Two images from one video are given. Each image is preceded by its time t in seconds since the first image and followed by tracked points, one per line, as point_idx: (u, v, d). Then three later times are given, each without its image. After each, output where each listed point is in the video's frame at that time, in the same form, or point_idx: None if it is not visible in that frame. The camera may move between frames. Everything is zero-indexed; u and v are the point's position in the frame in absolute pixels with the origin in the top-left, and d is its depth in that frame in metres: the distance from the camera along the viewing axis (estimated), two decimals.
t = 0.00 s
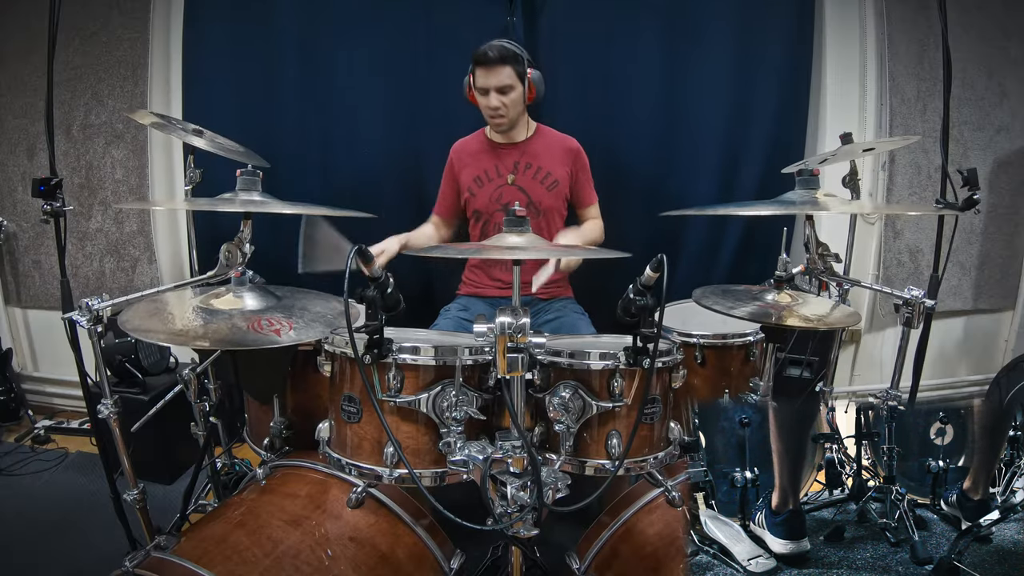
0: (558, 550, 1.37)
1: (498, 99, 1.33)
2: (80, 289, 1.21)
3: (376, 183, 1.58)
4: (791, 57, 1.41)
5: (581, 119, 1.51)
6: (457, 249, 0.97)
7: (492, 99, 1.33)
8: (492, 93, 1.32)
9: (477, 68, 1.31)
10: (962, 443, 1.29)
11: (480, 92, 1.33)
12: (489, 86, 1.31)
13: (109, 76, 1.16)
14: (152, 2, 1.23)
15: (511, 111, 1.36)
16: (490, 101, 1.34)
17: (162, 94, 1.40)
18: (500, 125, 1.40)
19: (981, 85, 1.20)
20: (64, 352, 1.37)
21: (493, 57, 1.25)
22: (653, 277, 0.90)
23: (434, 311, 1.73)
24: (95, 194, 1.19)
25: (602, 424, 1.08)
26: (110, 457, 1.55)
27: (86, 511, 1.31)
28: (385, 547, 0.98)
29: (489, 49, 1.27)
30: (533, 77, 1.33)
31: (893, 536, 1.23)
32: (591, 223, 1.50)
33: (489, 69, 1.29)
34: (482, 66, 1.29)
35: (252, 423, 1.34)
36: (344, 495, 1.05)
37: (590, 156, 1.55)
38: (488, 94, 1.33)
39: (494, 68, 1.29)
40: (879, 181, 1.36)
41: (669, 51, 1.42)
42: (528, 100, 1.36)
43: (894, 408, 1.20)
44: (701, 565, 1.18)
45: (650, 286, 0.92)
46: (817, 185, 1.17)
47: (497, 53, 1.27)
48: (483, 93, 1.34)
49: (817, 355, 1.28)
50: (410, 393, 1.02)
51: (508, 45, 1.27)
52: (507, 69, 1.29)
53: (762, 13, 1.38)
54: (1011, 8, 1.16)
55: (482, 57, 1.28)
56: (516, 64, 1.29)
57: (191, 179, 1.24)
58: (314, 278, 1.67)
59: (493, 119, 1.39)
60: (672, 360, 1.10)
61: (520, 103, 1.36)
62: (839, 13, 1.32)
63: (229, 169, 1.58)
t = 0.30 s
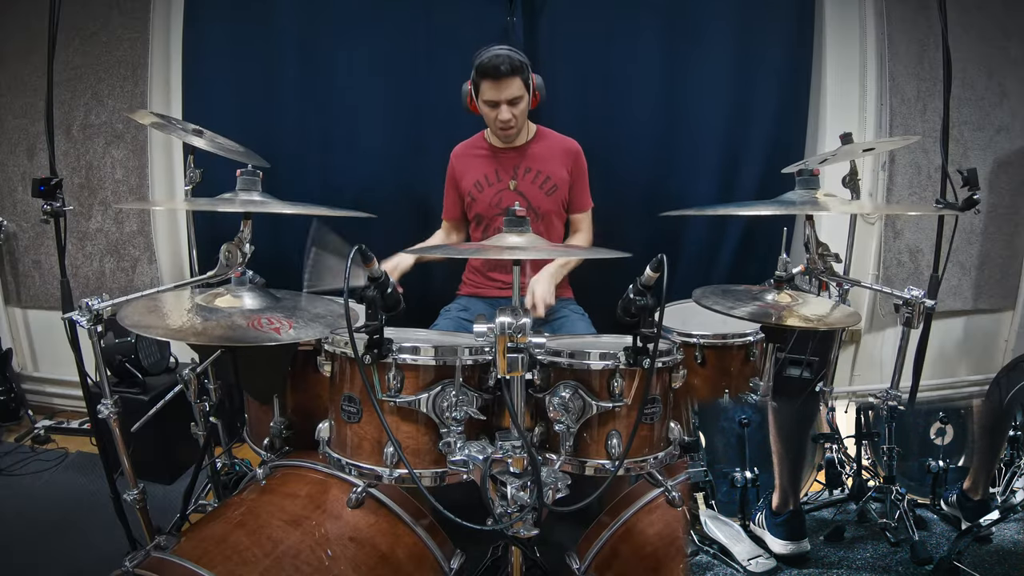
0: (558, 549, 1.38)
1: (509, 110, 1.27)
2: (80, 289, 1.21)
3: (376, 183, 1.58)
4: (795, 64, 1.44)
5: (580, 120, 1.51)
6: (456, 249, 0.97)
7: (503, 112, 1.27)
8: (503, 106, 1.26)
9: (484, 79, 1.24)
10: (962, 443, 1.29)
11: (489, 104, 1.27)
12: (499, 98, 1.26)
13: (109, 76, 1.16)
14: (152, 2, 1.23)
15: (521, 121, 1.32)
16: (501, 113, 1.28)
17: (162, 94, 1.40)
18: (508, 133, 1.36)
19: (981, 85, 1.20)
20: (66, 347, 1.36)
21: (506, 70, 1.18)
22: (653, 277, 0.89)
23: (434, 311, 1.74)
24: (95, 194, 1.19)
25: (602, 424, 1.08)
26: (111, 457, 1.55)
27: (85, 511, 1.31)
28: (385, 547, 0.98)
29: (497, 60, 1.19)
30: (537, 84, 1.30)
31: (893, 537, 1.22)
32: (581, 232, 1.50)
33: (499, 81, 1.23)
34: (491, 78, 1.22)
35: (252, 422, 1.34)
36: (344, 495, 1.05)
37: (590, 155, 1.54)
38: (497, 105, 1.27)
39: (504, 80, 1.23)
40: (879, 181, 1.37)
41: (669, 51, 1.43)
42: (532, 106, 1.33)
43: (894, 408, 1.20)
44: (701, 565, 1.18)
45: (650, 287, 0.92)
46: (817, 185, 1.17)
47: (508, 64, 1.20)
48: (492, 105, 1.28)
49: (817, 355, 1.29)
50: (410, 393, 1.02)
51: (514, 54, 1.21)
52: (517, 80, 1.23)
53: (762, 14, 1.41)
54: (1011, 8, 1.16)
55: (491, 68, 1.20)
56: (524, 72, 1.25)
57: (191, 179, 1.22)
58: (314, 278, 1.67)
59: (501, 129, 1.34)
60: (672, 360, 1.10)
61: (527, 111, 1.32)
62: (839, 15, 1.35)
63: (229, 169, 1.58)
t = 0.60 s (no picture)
0: (558, 549, 1.38)
1: (488, 90, 1.32)
2: (80, 290, 1.23)
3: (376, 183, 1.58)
4: (792, 62, 1.43)
5: (581, 121, 1.52)
6: (457, 249, 0.97)
7: (482, 90, 1.32)
8: (483, 84, 1.32)
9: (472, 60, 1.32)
10: (962, 444, 1.27)
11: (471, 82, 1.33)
12: (480, 78, 1.31)
13: (110, 76, 1.16)
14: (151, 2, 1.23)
15: (502, 105, 1.34)
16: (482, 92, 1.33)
17: (162, 94, 1.40)
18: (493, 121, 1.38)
19: (981, 85, 1.20)
20: (64, 352, 1.39)
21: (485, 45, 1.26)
22: (653, 277, 0.90)
23: (434, 311, 1.74)
24: (95, 194, 1.19)
25: (602, 424, 1.08)
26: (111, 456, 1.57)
27: (86, 511, 1.31)
28: (386, 547, 0.99)
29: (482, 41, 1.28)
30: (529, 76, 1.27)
31: (893, 537, 1.23)
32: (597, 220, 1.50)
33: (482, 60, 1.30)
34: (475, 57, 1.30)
35: (253, 423, 1.35)
36: (344, 495, 1.05)
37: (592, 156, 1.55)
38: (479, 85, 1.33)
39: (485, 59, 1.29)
40: (879, 181, 1.36)
41: (670, 48, 1.41)
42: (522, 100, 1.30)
43: (894, 408, 1.21)
44: (701, 565, 1.13)
45: (650, 286, 0.92)
46: (817, 186, 1.17)
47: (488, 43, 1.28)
48: (473, 84, 1.33)
49: (817, 356, 1.32)
50: (410, 393, 1.02)
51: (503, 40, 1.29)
52: (498, 61, 1.29)
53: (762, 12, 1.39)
54: (1011, 8, 1.16)
55: (477, 48, 1.29)
56: (510, 59, 1.30)
57: (191, 178, 1.23)
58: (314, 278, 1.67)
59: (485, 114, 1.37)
60: (672, 360, 1.10)
61: (512, 99, 1.34)
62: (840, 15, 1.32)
63: (229, 169, 1.59)
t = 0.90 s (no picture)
0: (558, 549, 1.38)
1: (475, 94, 1.34)
2: (80, 290, 1.22)
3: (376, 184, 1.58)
4: (792, 61, 1.38)
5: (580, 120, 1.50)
6: (457, 249, 0.98)
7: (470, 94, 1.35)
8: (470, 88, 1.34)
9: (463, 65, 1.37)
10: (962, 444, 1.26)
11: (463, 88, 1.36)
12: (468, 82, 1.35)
13: (110, 76, 1.16)
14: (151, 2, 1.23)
15: (489, 108, 1.34)
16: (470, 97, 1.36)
17: (162, 93, 1.40)
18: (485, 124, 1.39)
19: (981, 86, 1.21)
20: (64, 352, 1.39)
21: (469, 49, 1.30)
22: (653, 277, 0.92)
23: (434, 311, 1.74)
24: (95, 194, 1.19)
25: (602, 424, 1.08)
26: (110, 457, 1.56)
27: (86, 511, 1.31)
28: (386, 547, 0.99)
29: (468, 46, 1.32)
30: (517, 76, 1.27)
31: (893, 537, 1.23)
32: (594, 226, 1.54)
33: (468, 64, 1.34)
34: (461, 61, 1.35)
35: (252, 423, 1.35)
36: (344, 495, 1.05)
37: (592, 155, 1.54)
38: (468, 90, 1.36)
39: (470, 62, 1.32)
40: (879, 181, 1.36)
41: (670, 48, 1.39)
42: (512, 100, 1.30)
43: (894, 408, 1.22)
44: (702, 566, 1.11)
45: (650, 286, 0.93)
46: (817, 186, 1.17)
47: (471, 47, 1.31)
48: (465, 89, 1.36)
49: (817, 356, 1.35)
50: (410, 393, 1.02)
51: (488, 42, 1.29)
52: (483, 64, 1.30)
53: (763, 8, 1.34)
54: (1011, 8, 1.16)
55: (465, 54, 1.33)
56: (496, 61, 1.29)
57: (190, 178, 1.27)
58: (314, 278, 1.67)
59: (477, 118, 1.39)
60: (672, 360, 1.10)
61: (502, 101, 1.32)
62: (839, 16, 1.31)
63: (229, 169, 1.59)
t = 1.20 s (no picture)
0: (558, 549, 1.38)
1: (502, 109, 1.31)
2: (80, 290, 1.22)
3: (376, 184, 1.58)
4: (792, 61, 1.40)
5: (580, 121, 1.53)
6: (456, 249, 0.98)
7: (497, 110, 1.30)
8: (496, 104, 1.30)
9: (475, 80, 1.26)
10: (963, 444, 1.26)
11: (483, 104, 1.30)
12: (492, 98, 1.29)
13: (110, 76, 1.16)
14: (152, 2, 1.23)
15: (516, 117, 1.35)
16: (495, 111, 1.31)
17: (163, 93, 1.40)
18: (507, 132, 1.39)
19: (981, 85, 1.20)
20: (64, 352, 1.39)
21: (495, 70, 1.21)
22: (653, 277, 0.91)
23: (434, 311, 1.74)
24: (95, 194, 1.19)
25: (602, 424, 1.08)
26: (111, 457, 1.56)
27: (86, 511, 1.31)
28: (386, 547, 0.99)
29: (484, 61, 1.22)
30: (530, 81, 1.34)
31: (893, 537, 1.23)
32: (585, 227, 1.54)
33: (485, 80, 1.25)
34: (475, 79, 1.26)
35: (252, 423, 1.35)
36: (344, 495, 1.05)
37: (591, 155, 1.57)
38: (490, 106, 1.30)
39: (492, 78, 1.25)
40: (879, 181, 1.36)
41: (669, 50, 1.39)
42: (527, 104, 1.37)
43: (894, 408, 1.22)
44: (702, 566, 1.10)
45: (649, 286, 0.93)
46: (817, 185, 1.17)
47: (491, 62, 1.22)
48: (486, 105, 1.31)
49: (817, 356, 1.35)
50: (410, 393, 1.02)
51: (502, 51, 1.23)
52: (508, 79, 1.26)
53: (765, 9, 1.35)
54: (1011, 8, 1.16)
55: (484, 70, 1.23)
56: (518, 71, 1.27)
57: (191, 178, 1.24)
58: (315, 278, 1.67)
59: (499, 128, 1.37)
60: (672, 360, 1.10)
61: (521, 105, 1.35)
62: (840, 16, 1.29)
63: (229, 169, 1.59)
